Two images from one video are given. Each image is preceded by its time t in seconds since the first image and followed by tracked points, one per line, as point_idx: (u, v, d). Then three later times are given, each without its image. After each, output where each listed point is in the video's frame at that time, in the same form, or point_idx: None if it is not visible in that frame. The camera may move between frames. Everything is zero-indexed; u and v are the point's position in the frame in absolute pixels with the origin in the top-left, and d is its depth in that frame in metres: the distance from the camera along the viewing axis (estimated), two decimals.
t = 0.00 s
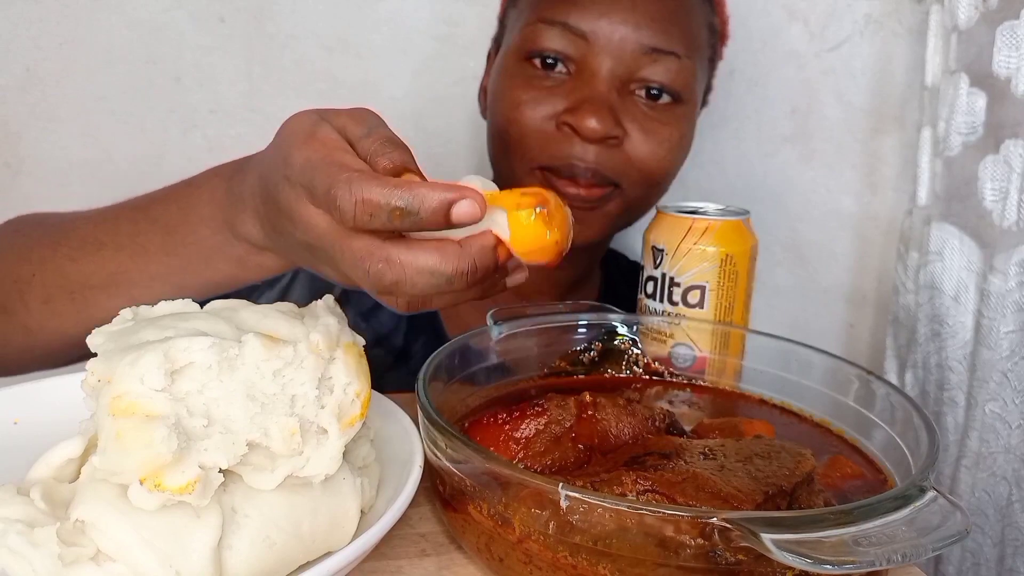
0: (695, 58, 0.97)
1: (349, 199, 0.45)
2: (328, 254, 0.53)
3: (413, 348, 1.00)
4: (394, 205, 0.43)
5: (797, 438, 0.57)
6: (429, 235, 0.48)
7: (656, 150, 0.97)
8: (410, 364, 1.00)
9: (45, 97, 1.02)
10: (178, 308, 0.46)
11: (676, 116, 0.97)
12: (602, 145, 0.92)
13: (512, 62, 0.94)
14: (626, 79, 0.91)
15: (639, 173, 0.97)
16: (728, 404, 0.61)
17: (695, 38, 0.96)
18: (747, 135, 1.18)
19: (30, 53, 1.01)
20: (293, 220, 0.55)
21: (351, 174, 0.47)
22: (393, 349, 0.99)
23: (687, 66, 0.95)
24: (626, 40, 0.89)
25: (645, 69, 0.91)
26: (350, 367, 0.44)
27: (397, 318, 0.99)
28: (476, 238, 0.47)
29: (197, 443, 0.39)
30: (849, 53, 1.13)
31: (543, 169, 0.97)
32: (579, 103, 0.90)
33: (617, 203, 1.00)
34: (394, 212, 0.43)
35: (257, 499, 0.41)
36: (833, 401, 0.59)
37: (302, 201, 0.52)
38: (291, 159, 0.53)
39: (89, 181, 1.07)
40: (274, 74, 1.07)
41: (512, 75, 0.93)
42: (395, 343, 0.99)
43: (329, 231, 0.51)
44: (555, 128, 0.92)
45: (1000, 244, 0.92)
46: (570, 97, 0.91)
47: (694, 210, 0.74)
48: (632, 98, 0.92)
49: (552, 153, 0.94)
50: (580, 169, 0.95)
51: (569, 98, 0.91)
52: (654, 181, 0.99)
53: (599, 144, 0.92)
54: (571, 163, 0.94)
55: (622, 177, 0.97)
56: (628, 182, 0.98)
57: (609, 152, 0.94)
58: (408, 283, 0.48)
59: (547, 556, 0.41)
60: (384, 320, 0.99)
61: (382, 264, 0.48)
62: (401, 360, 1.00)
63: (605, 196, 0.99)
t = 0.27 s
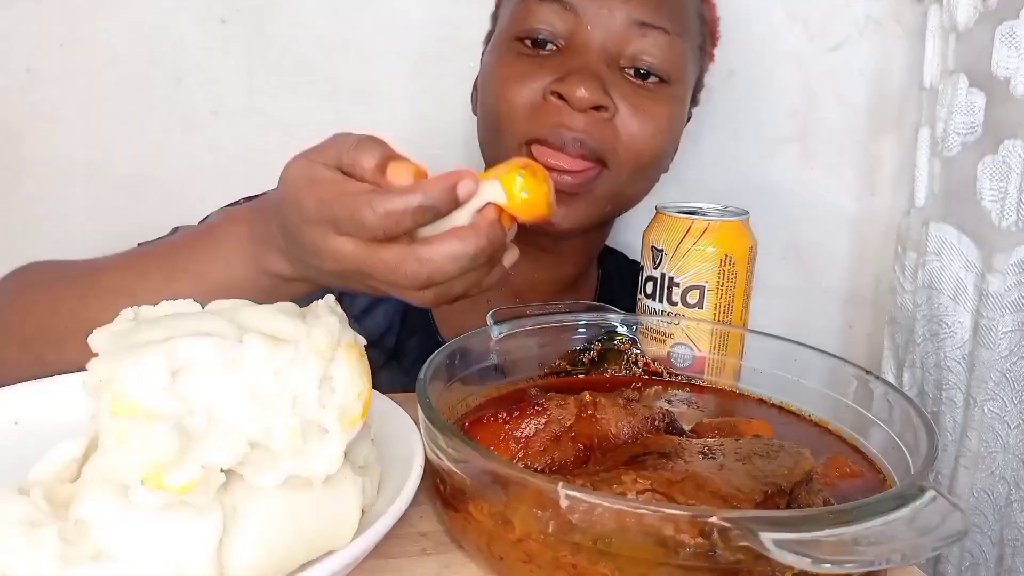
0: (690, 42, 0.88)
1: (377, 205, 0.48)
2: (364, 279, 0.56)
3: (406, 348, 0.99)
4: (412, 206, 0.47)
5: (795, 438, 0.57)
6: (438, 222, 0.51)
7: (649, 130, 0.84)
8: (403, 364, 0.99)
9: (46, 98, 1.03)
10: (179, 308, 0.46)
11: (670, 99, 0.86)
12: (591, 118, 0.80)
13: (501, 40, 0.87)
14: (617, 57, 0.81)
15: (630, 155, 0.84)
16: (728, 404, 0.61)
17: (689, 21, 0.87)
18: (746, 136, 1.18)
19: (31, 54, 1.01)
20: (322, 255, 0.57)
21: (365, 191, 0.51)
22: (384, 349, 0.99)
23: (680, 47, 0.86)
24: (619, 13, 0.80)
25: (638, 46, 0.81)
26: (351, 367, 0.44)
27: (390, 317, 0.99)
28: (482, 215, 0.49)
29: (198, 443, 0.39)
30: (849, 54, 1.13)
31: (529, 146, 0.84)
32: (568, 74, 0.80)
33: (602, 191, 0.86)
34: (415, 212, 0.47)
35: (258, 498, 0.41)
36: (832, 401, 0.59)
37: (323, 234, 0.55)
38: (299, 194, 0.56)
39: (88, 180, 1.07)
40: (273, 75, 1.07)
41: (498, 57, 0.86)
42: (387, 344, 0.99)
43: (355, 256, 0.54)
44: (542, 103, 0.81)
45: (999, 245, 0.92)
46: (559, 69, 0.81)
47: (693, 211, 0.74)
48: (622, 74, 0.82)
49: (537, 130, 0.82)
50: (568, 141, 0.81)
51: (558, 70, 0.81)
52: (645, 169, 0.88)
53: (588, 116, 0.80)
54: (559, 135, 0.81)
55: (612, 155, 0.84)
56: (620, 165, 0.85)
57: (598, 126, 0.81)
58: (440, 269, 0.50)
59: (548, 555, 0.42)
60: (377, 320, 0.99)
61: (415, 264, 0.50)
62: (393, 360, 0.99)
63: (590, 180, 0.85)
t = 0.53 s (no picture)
0: (678, 37, 0.88)
1: (418, 206, 0.60)
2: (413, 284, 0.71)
3: (397, 350, 1.00)
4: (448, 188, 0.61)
5: (794, 437, 0.57)
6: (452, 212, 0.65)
7: (632, 121, 0.84)
8: (394, 366, 0.99)
9: (46, 98, 1.03)
10: (178, 308, 0.46)
11: (655, 95, 0.86)
12: (574, 103, 0.80)
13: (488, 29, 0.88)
14: (602, 45, 0.81)
15: (608, 148, 0.83)
16: (728, 404, 0.62)
17: (677, 18, 0.88)
18: (746, 136, 1.18)
19: (31, 54, 1.02)
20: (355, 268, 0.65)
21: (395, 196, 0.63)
22: (374, 352, 0.99)
23: (667, 41, 0.86)
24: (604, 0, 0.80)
25: (623, 35, 0.82)
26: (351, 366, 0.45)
27: (379, 320, 1.00)
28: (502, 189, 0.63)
29: (199, 442, 0.39)
30: (848, 54, 1.13)
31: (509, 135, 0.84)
32: (551, 61, 0.81)
33: (583, 187, 0.85)
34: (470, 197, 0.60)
35: (259, 498, 0.41)
36: (831, 401, 0.59)
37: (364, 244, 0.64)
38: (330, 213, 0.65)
39: (88, 180, 1.07)
40: (273, 75, 1.07)
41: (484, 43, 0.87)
42: (376, 346, 0.99)
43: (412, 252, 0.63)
44: (524, 89, 0.82)
45: (998, 245, 0.92)
46: (544, 56, 0.82)
47: (693, 211, 0.74)
48: (607, 63, 0.82)
49: (517, 116, 0.82)
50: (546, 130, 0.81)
51: (542, 57, 0.82)
52: (629, 163, 0.86)
53: (569, 103, 0.80)
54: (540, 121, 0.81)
55: (590, 150, 0.83)
56: (599, 161, 0.84)
57: (578, 114, 0.81)
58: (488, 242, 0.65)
59: (547, 555, 0.42)
60: (366, 324, 0.99)
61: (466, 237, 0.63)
62: (384, 363, 0.99)
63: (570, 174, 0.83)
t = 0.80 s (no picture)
0: (647, 49, 0.87)
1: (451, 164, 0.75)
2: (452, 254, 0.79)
3: (385, 358, 0.99)
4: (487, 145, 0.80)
5: (794, 438, 0.57)
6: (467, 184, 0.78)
7: (591, 138, 0.83)
8: (383, 373, 0.98)
9: (46, 98, 1.03)
10: (178, 308, 0.46)
11: (619, 110, 0.85)
12: (526, 123, 0.80)
13: (455, 38, 0.89)
14: (563, 59, 0.80)
15: (565, 166, 0.83)
16: (727, 404, 0.62)
17: (647, 29, 0.86)
18: (746, 135, 1.18)
19: (32, 54, 1.02)
20: (398, 232, 0.77)
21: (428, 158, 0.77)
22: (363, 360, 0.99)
23: (634, 54, 0.85)
24: (565, 13, 0.79)
25: (585, 49, 0.81)
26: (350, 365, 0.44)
27: (369, 327, 0.99)
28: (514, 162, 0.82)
29: (199, 441, 0.39)
30: (849, 54, 1.13)
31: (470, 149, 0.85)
32: (507, 76, 0.80)
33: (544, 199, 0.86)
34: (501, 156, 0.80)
35: (259, 498, 0.41)
36: (831, 400, 0.59)
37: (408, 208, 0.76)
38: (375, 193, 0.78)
39: (87, 179, 1.07)
40: (273, 75, 1.07)
41: (453, 54, 0.87)
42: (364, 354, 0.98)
43: (450, 199, 0.75)
44: (483, 103, 0.82)
45: (998, 245, 0.93)
46: (501, 70, 0.81)
47: (693, 211, 0.74)
48: (567, 78, 0.81)
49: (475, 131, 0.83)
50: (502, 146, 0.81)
51: (499, 71, 0.82)
52: (590, 177, 0.86)
53: (524, 120, 0.80)
54: (495, 139, 0.81)
55: (547, 166, 0.83)
56: (557, 177, 0.84)
57: (534, 132, 0.80)
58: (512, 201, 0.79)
59: (547, 555, 0.42)
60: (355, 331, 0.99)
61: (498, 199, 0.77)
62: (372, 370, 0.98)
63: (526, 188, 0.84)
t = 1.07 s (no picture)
0: (638, 50, 0.86)
1: (416, 172, 0.74)
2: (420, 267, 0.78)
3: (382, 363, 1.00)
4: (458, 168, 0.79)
5: (795, 437, 0.57)
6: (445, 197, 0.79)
7: (591, 149, 0.83)
8: (380, 379, 0.99)
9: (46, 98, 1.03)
10: (178, 309, 0.46)
11: (615, 115, 0.85)
12: (527, 143, 0.80)
13: (438, 56, 0.87)
14: (556, 71, 0.80)
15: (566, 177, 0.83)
16: (728, 404, 0.62)
17: (637, 31, 0.86)
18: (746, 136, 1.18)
19: (32, 55, 1.02)
20: (356, 239, 0.76)
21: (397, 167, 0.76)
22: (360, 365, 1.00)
23: (625, 57, 0.85)
24: (555, 27, 0.79)
25: (578, 59, 0.81)
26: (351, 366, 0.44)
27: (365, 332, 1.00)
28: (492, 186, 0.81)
29: (199, 443, 0.39)
30: (849, 55, 1.13)
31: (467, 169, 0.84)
32: (502, 95, 0.80)
33: (547, 209, 0.86)
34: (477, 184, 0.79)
35: (260, 500, 0.41)
36: (831, 400, 0.59)
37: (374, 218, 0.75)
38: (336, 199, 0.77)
39: (88, 179, 1.07)
40: (274, 75, 1.07)
41: (440, 72, 0.85)
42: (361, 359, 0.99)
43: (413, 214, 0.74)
44: (477, 123, 0.81)
45: (998, 245, 0.93)
46: (495, 88, 0.81)
47: (693, 211, 0.74)
48: (562, 92, 0.81)
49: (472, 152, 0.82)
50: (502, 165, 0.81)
51: (493, 89, 0.81)
52: (590, 183, 0.86)
53: (523, 139, 0.80)
54: (494, 160, 0.80)
55: (548, 180, 0.83)
56: (556, 187, 0.84)
57: (534, 148, 0.80)
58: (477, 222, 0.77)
59: (548, 555, 0.42)
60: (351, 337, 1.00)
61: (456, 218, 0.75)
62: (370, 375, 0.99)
63: (529, 204, 0.85)
